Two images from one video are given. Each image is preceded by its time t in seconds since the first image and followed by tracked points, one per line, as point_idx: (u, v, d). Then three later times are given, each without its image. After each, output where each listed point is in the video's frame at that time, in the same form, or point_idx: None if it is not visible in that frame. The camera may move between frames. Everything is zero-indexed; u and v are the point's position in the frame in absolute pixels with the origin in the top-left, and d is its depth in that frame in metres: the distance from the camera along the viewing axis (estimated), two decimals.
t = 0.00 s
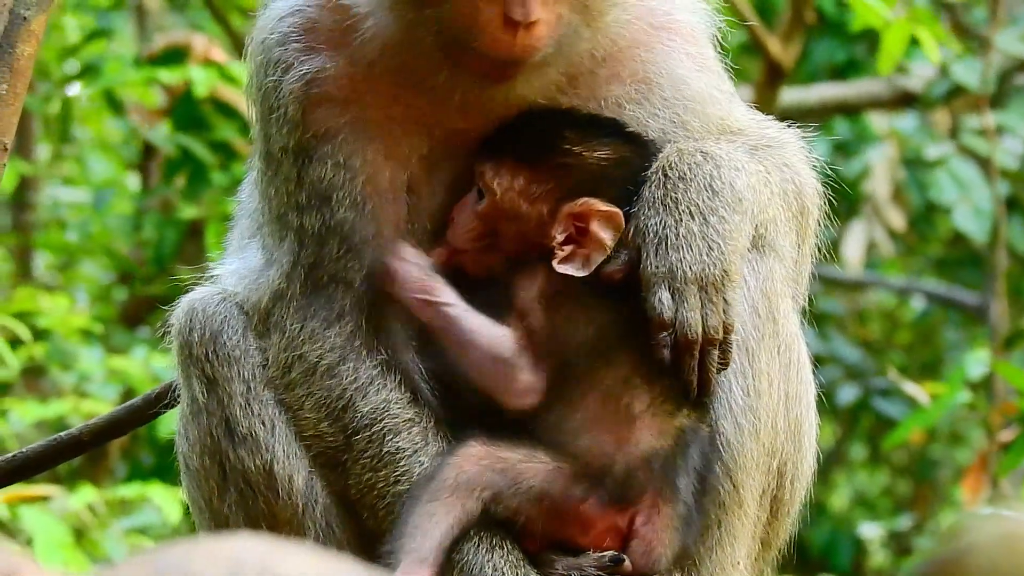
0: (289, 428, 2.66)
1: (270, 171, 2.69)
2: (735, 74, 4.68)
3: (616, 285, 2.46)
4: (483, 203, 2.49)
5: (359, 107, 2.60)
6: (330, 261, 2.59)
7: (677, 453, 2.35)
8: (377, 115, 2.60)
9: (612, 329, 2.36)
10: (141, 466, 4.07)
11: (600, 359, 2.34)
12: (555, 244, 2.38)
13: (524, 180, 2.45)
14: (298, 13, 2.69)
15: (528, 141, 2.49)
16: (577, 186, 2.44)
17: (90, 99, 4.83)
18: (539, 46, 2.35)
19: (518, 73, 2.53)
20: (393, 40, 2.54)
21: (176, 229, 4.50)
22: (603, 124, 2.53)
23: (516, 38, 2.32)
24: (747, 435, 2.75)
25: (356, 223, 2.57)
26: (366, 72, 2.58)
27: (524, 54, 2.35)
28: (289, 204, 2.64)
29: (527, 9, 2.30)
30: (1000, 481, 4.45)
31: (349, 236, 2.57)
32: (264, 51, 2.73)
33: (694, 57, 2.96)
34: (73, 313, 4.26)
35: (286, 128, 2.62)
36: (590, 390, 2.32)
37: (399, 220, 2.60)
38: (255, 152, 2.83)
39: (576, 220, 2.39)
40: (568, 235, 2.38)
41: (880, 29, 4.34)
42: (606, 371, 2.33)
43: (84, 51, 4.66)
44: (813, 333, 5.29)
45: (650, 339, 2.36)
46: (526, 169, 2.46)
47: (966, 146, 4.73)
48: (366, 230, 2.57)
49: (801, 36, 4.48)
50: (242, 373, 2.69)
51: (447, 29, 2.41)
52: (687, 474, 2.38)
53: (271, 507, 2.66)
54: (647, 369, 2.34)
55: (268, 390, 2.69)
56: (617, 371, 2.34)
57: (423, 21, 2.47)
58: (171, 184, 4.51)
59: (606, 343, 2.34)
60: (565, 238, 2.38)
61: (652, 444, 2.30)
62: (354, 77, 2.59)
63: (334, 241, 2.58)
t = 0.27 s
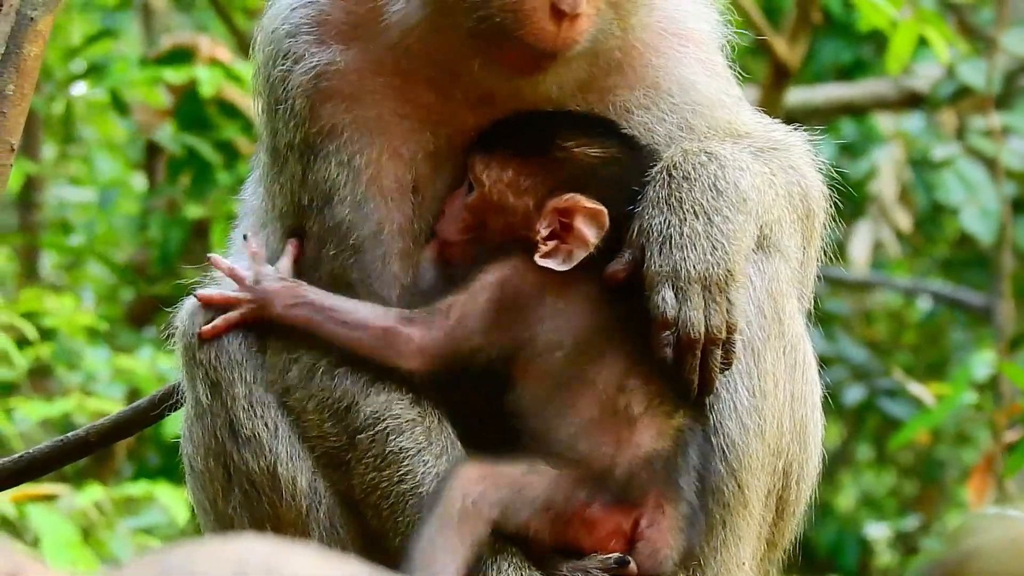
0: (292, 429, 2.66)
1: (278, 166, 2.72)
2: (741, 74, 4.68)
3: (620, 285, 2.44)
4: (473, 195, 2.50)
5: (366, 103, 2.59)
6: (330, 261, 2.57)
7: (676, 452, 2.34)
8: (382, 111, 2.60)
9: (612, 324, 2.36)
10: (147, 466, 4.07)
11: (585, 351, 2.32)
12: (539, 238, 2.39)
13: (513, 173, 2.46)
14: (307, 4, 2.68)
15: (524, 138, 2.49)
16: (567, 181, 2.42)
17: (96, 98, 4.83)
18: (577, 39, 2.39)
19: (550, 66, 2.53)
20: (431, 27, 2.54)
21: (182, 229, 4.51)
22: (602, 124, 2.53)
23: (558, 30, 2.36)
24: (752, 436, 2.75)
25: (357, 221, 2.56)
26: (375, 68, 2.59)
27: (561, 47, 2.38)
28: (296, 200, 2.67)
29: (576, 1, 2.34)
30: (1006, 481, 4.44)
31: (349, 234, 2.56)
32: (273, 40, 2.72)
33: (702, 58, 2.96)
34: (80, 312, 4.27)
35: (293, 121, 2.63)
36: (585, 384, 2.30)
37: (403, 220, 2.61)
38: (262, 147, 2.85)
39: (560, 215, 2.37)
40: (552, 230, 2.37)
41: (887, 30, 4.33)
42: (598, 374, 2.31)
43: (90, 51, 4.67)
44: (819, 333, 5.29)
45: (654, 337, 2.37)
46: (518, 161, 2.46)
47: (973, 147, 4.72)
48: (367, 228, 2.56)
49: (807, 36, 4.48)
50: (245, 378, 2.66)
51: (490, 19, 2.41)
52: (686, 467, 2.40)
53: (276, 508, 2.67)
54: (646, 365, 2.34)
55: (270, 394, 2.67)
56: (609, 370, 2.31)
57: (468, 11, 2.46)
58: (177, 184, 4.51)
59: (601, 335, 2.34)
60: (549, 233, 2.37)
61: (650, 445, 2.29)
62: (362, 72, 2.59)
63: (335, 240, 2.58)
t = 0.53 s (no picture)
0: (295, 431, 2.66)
1: (279, 162, 2.70)
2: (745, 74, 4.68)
3: (623, 285, 2.50)
4: (472, 193, 2.54)
5: (368, 101, 2.58)
6: (329, 263, 2.56)
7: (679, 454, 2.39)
8: (382, 110, 2.59)
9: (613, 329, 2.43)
10: (152, 466, 4.08)
11: (581, 351, 2.40)
12: (538, 239, 2.42)
13: (514, 172, 2.50)
14: None
15: (525, 139, 2.54)
16: (566, 184, 2.49)
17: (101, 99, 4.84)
18: (600, 42, 2.43)
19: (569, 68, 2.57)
20: (450, 24, 2.57)
21: (187, 229, 4.51)
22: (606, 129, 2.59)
23: (583, 32, 2.40)
24: (757, 436, 2.75)
25: (357, 221, 2.54)
26: (379, 66, 2.59)
27: (585, 49, 2.42)
28: (297, 198, 2.65)
29: (602, 3, 2.39)
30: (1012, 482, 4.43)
31: (349, 235, 2.54)
32: (275, 34, 2.70)
33: (706, 59, 2.96)
34: (85, 313, 4.27)
35: (295, 117, 2.61)
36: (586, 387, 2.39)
37: (404, 219, 2.59)
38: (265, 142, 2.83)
39: (561, 217, 2.41)
40: (552, 231, 2.41)
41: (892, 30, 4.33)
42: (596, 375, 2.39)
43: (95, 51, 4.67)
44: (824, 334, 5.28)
45: (656, 337, 2.41)
46: (519, 162, 2.51)
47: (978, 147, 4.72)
48: (367, 228, 2.54)
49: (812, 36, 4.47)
50: (247, 378, 2.66)
51: (517, 19, 2.44)
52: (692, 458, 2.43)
53: (280, 509, 2.68)
54: (645, 362, 2.41)
55: (274, 395, 2.65)
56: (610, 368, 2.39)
57: (494, 10, 2.49)
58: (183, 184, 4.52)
59: (598, 333, 2.42)
60: (548, 235, 2.41)
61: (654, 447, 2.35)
62: (366, 69, 2.58)
63: (333, 241, 2.57)
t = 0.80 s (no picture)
0: (297, 430, 2.65)
1: (279, 161, 2.69)
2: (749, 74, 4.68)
3: (624, 284, 2.47)
4: (470, 195, 2.49)
5: (369, 100, 2.58)
6: (332, 264, 2.57)
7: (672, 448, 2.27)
8: (384, 108, 2.60)
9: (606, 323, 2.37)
10: (154, 465, 4.08)
11: (572, 348, 2.35)
12: (533, 247, 2.37)
13: (512, 178, 2.44)
14: None
15: (526, 142, 2.48)
16: (564, 191, 2.42)
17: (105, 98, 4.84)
18: (618, 46, 2.42)
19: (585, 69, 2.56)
20: (464, 23, 2.54)
21: (190, 229, 4.51)
22: (608, 134, 2.55)
23: (603, 35, 2.38)
24: (759, 435, 2.75)
25: (359, 222, 2.56)
26: (381, 64, 2.59)
27: (603, 52, 2.40)
28: (297, 198, 2.65)
29: (623, 7, 2.38)
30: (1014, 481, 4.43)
31: (351, 237, 2.56)
32: (276, 30, 2.69)
33: (708, 58, 2.96)
34: (88, 311, 4.27)
35: (297, 115, 2.60)
36: (576, 389, 2.33)
37: (405, 219, 2.60)
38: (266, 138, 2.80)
39: (557, 226, 2.35)
40: (547, 240, 2.35)
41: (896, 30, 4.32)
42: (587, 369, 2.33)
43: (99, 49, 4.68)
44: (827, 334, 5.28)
45: (656, 335, 2.40)
46: (517, 166, 2.45)
47: (981, 147, 4.71)
48: (369, 230, 2.55)
49: (816, 36, 4.47)
50: (248, 380, 2.63)
51: (539, 19, 2.41)
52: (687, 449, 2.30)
53: (282, 508, 2.68)
54: (647, 361, 2.35)
55: (275, 396, 2.64)
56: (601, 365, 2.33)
57: (510, 10, 2.46)
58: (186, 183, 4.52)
59: (591, 331, 2.36)
60: (544, 243, 2.35)
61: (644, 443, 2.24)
62: (369, 66, 2.58)
63: (335, 244, 2.58)
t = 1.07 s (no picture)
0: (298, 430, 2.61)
1: (281, 158, 2.67)
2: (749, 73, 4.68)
3: (628, 283, 2.52)
4: (479, 208, 2.50)
5: (373, 96, 2.58)
6: (336, 262, 2.55)
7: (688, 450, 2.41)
8: (388, 106, 2.60)
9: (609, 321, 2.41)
10: (156, 463, 4.08)
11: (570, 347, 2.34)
12: (552, 257, 2.41)
13: (524, 191, 2.47)
14: None
15: (529, 144, 2.51)
16: (575, 199, 2.46)
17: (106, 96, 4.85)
18: (626, 46, 2.48)
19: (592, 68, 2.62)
20: (473, 20, 2.56)
21: (190, 227, 4.51)
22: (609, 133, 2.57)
23: (612, 35, 2.45)
24: (760, 432, 2.75)
25: (362, 220, 2.54)
26: (384, 61, 2.59)
27: (611, 51, 2.47)
28: (298, 198, 2.61)
29: (632, 8, 2.45)
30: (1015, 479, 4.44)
31: (355, 234, 2.54)
32: (280, 27, 2.68)
33: (709, 58, 2.96)
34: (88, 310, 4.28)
35: (299, 111, 2.58)
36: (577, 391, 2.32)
37: (406, 218, 2.60)
38: (268, 136, 2.78)
39: (574, 234, 2.39)
40: (566, 249, 2.39)
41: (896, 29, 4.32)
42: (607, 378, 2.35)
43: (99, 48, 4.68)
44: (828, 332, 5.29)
45: (660, 333, 2.44)
46: (526, 177, 2.47)
47: (981, 145, 4.71)
48: (372, 228, 2.54)
49: (816, 34, 4.47)
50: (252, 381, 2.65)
51: (550, 17, 2.47)
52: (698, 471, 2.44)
53: (284, 507, 2.68)
54: (653, 359, 2.40)
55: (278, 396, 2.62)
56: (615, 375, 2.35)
57: (519, 9, 2.51)
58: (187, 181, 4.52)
59: (597, 335, 2.38)
60: (563, 253, 2.40)
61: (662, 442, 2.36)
62: (372, 63, 2.58)
63: (339, 241, 2.54)
